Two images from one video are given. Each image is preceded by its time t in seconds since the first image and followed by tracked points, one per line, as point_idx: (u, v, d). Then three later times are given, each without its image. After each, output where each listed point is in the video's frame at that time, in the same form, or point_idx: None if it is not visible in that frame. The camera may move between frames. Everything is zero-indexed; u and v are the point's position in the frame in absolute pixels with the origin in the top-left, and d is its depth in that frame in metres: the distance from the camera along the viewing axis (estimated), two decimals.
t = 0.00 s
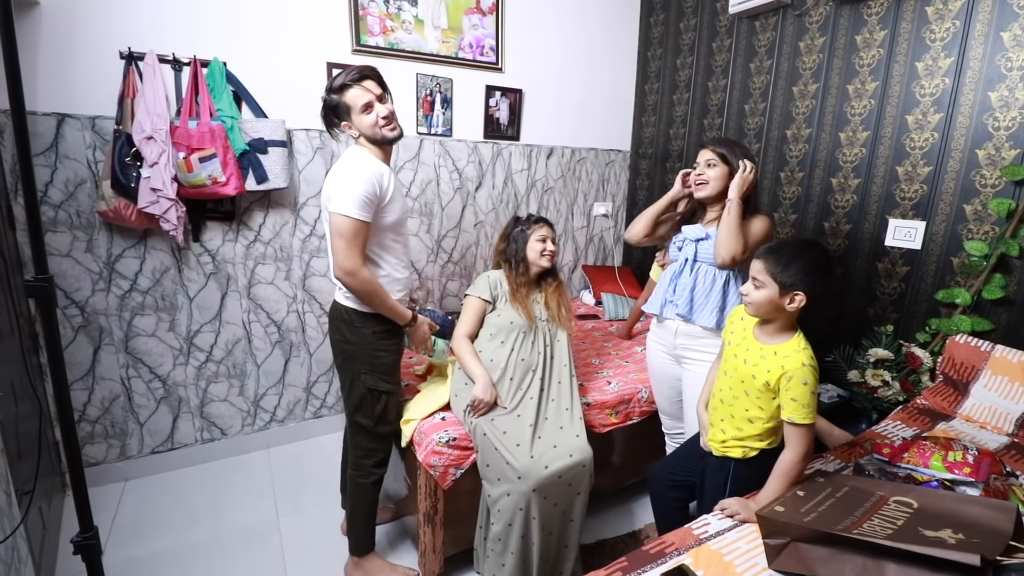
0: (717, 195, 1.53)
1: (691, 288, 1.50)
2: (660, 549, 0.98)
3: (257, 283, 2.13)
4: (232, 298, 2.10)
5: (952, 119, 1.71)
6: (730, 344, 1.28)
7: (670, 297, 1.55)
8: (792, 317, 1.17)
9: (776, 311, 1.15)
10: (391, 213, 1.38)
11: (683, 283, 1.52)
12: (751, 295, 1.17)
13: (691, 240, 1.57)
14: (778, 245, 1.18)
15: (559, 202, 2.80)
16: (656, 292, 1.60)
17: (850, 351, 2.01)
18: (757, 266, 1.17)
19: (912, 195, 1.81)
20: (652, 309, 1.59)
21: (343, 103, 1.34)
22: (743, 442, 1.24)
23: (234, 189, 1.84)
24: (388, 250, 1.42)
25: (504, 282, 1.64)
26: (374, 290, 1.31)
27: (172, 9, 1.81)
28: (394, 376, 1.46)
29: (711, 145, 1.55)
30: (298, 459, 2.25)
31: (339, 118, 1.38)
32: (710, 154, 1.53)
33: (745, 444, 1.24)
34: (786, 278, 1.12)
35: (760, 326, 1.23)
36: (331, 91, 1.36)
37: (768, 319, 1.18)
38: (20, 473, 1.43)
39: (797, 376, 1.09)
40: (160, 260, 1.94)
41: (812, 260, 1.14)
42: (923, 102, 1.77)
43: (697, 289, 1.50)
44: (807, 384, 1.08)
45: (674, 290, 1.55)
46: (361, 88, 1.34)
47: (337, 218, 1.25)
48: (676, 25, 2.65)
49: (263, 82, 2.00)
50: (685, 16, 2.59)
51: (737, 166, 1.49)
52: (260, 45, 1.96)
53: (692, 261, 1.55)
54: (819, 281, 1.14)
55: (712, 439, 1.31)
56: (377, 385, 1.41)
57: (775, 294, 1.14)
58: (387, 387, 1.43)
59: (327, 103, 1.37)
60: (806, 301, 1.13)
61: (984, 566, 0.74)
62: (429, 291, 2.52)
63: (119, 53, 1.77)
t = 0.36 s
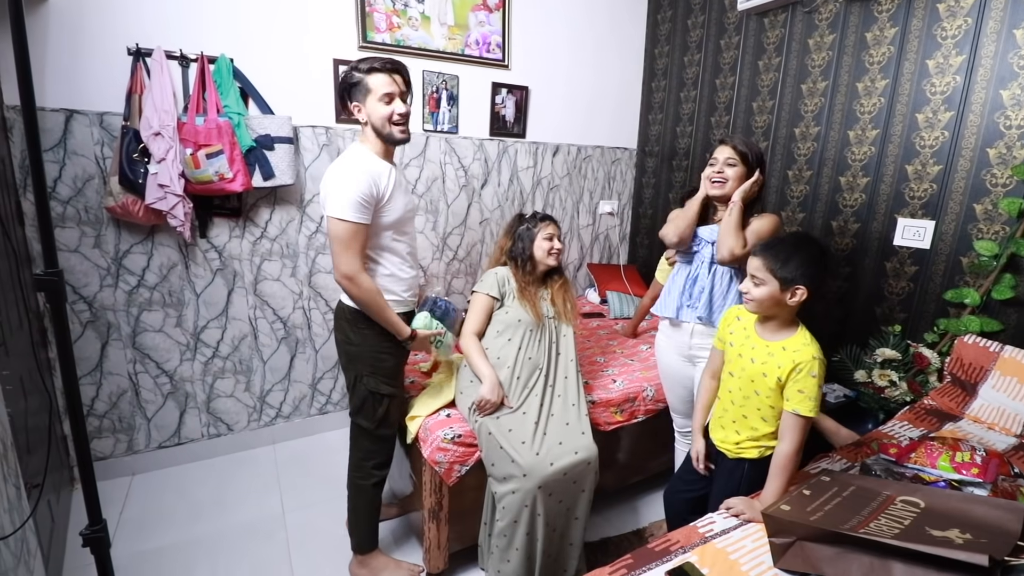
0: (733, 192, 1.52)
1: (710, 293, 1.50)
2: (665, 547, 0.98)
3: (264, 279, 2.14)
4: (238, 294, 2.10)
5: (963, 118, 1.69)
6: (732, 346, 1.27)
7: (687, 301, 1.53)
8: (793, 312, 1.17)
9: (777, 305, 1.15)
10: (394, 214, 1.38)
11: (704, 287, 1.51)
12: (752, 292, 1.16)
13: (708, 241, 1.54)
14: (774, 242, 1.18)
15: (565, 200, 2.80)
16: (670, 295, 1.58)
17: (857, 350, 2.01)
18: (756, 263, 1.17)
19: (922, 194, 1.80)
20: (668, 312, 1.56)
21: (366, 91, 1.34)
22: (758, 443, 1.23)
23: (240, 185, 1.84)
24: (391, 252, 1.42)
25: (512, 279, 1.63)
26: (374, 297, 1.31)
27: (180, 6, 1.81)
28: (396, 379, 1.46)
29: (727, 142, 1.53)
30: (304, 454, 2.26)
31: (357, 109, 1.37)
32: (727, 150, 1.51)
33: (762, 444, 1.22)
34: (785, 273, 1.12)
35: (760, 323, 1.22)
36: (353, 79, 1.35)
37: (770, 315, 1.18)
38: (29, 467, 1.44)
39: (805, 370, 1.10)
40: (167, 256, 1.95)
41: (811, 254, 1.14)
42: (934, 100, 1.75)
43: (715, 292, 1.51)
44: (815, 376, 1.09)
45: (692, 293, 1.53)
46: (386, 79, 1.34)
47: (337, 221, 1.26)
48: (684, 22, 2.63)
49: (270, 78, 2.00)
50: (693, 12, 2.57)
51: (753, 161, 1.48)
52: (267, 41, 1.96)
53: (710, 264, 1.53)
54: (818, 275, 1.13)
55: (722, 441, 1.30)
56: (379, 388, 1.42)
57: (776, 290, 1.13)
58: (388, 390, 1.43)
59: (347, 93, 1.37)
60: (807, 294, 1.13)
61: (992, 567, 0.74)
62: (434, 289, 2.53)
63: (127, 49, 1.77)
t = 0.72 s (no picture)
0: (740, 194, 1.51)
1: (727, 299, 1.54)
2: (667, 546, 0.98)
3: (265, 279, 2.14)
4: (240, 294, 2.11)
5: (964, 115, 1.69)
6: (737, 341, 1.26)
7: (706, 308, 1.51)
8: (797, 307, 1.16)
9: (780, 299, 1.14)
10: (388, 204, 1.37)
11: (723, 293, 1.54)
12: (753, 286, 1.17)
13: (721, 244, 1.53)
14: (777, 236, 1.17)
15: (566, 199, 2.80)
16: (682, 301, 1.54)
17: (859, 348, 2.00)
18: (758, 257, 1.17)
19: (923, 192, 1.80)
20: (686, 320, 1.52)
21: (409, 106, 1.31)
22: (761, 443, 1.23)
23: (242, 185, 1.85)
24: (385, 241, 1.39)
25: (514, 281, 1.60)
26: (366, 251, 1.24)
27: (180, 7, 1.82)
28: (396, 386, 1.46)
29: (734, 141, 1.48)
30: (305, 454, 2.26)
31: (388, 113, 1.33)
32: (735, 152, 1.47)
33: (765, 444, 1.23)
34: (786, 267, 1.12)
35: (766, 319, 1.21)
36: (392, 87, 1.30)
37: (775, 310, 1.17)
38: (32, 467, 1.45)
39: (812, 369, 1.08)
40: (169, 256, 1.96)
41: (811, 248, 1.13)
42: (934, 98, 1.75)
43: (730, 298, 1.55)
44: (822, 374, 1.08)
45: (709, 299, 1.52)
46: (431, 107, 1.33)
47: (326, 188, 1.20)
48: (684, 21, 2.63)
49: (271, 78, 2.00)
50: (693, 11, 2.57)
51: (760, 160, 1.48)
52: (268, 42, 1.97)
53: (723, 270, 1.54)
54: (819, 269, 1.13)
55: (723, 441, 1.30)
56: (379, 395, 1.41)
57: (778, 284, 1.13)
58: (388, 397, 1.42)
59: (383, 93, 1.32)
60: (808, 288, 1.12)
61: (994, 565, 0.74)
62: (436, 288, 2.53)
63: (128, 50, 1.78)
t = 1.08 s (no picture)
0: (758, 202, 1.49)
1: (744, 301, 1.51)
2: (666, 544, 0.98)
3: (266, 277, 2.14)
4: (240, 291, 2.11)
5: (966, 113, 1.68)
6: (719, 334, 1.29)
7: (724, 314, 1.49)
8: (777, 300, 1.16)
9: (758, 293, 1.15)
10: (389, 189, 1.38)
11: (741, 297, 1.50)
12: (738, 274, 1.17)
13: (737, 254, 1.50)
14: (777, 230, 1.16)
15: (567, 197, 2.79)
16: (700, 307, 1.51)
17: (859, 347, 2.00)
18: (751, 247, 1.16)
19: (925, 191, 1.80)
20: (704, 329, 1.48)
21: (406, 109, 1.31)
22: (740, 435, 1.24)
23: (242, 182, 1.85)
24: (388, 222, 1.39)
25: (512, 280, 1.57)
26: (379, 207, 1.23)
27: (179, 3, 1.81)
28: (392, 388, 1.45)
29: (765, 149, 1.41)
30: (306, 451, 2.27)
31: (388, 116, 1.33)
32: (768, 167, 1.41)
33: (744, 436, 1.23)
34: (776, 263, 1.11)
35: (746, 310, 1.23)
36: (393, 95, 1.30)
37: (753, 302, 1.18)
38: (32, 463, 1.45)
39: (781, 362, 1.10)
40: (170, 253, 1.96)
41: (805, 250, 1.13)
42: (937, 95, 1.75)
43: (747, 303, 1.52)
44: (793, 368, 1.09)
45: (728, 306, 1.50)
46: (429, 112, 1.33)
47: (336, 158, 1.22)
48: (686, 18, 2.62)
49: (271, 75, 1.99)
50: (695, 8, 2.56)
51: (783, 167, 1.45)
52: (268, 39, 1.96)
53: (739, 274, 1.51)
54: (806, 272, 1.13)
55: (709, 434, 1.32)
56: (376, 397, 1.41)
57: (763, 275, 1.13)
58: (384, 399, 1.42)
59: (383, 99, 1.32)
60: (790, 287, 1.12)
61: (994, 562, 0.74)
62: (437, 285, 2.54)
63: (128, 46, 1.77)
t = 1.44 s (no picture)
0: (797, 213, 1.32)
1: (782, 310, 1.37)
2: (669, 543, 0.98)
3: (268, 276, 2.15)
4: (243, 290, 2.12)
5: (969, 111, 1.68)
6: (672, 328, 1.27)
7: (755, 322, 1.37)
8: (724, 298, 1.16)
9: (708, 288, 1.15)
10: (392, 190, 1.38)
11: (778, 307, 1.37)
12: (693, 268, 1.15)
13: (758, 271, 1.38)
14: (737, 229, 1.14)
15: (569, 196, 2.79)
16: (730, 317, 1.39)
17: (862, 347, 1.99)
18: (708, 242, 1.15)
19: (928, 189, 1.79)
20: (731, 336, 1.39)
21: (410, 110, 1.32)
22: (699, 423, 1.23)
23: (245, 182, 1.85)
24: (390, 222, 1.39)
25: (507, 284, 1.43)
26: (378, 210, 1.23)
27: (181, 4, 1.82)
28: (397, 379, 1.45)
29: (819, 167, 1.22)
30: (308, 450, 2.27)
31: (392, 116, 1.33)
32: (817, 187, 1.24)
33: (702, 423, 1.22)
34: (730, 261, 1.10)
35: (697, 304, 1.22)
36: (397, 96, 1.31)
37: (702, 297, 1.18)
38: (37, 461, 1.45)
39: (737, 356, 1.11)
40: (173, 252, 1.97)
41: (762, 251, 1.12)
42: (940, 94, 1.74)
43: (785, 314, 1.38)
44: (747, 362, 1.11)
45: (761, 315, 1.37)
46: (433, 115, 1.34)
47: (338, 158, 1.23)
48: (688, 17, 2.62)
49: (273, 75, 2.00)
50: (697, 7, 2.56)
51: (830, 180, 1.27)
52: (271, 39, 1.97)
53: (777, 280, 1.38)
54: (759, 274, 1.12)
55: (666, 424, 1.30)
56: (378, 389, 1.40)
57: (713, 272, 1.12)
58: (388, 392, 1.42)
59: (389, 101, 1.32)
60: (739, 285, 1.11)
61: (998, 562, 0.74)
62: (439, 284, 2.54)
63: (131, 47, 1.78)
